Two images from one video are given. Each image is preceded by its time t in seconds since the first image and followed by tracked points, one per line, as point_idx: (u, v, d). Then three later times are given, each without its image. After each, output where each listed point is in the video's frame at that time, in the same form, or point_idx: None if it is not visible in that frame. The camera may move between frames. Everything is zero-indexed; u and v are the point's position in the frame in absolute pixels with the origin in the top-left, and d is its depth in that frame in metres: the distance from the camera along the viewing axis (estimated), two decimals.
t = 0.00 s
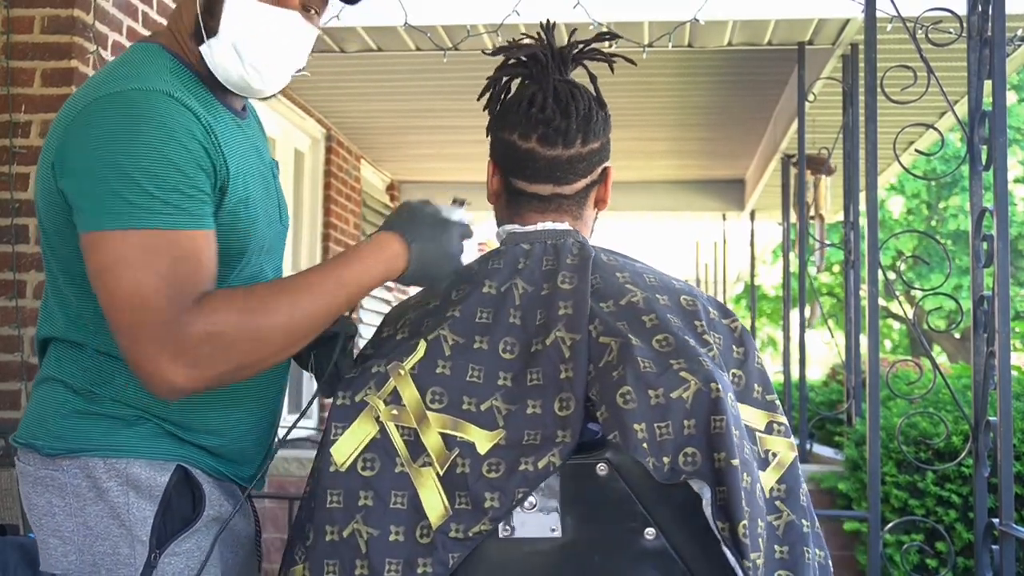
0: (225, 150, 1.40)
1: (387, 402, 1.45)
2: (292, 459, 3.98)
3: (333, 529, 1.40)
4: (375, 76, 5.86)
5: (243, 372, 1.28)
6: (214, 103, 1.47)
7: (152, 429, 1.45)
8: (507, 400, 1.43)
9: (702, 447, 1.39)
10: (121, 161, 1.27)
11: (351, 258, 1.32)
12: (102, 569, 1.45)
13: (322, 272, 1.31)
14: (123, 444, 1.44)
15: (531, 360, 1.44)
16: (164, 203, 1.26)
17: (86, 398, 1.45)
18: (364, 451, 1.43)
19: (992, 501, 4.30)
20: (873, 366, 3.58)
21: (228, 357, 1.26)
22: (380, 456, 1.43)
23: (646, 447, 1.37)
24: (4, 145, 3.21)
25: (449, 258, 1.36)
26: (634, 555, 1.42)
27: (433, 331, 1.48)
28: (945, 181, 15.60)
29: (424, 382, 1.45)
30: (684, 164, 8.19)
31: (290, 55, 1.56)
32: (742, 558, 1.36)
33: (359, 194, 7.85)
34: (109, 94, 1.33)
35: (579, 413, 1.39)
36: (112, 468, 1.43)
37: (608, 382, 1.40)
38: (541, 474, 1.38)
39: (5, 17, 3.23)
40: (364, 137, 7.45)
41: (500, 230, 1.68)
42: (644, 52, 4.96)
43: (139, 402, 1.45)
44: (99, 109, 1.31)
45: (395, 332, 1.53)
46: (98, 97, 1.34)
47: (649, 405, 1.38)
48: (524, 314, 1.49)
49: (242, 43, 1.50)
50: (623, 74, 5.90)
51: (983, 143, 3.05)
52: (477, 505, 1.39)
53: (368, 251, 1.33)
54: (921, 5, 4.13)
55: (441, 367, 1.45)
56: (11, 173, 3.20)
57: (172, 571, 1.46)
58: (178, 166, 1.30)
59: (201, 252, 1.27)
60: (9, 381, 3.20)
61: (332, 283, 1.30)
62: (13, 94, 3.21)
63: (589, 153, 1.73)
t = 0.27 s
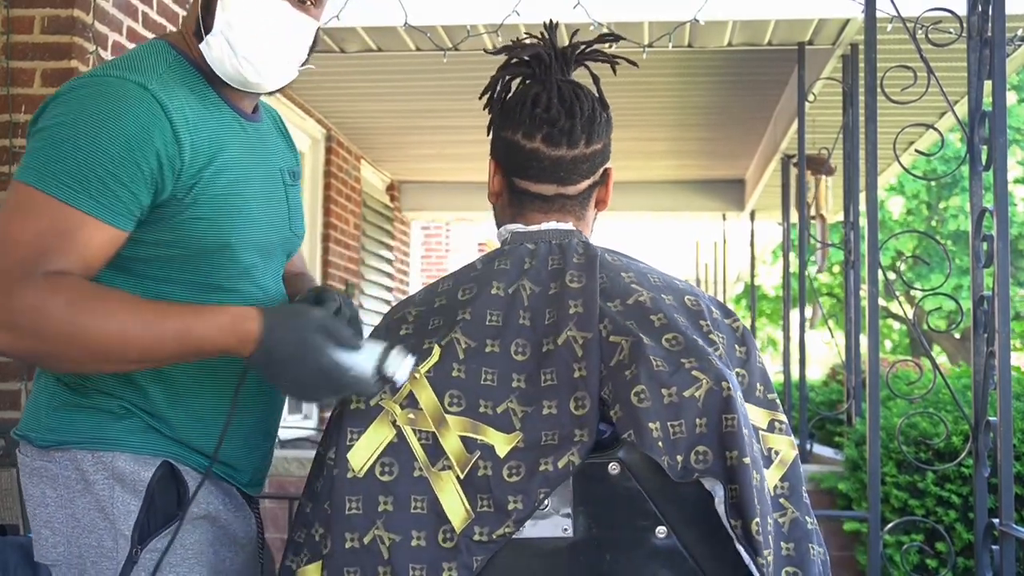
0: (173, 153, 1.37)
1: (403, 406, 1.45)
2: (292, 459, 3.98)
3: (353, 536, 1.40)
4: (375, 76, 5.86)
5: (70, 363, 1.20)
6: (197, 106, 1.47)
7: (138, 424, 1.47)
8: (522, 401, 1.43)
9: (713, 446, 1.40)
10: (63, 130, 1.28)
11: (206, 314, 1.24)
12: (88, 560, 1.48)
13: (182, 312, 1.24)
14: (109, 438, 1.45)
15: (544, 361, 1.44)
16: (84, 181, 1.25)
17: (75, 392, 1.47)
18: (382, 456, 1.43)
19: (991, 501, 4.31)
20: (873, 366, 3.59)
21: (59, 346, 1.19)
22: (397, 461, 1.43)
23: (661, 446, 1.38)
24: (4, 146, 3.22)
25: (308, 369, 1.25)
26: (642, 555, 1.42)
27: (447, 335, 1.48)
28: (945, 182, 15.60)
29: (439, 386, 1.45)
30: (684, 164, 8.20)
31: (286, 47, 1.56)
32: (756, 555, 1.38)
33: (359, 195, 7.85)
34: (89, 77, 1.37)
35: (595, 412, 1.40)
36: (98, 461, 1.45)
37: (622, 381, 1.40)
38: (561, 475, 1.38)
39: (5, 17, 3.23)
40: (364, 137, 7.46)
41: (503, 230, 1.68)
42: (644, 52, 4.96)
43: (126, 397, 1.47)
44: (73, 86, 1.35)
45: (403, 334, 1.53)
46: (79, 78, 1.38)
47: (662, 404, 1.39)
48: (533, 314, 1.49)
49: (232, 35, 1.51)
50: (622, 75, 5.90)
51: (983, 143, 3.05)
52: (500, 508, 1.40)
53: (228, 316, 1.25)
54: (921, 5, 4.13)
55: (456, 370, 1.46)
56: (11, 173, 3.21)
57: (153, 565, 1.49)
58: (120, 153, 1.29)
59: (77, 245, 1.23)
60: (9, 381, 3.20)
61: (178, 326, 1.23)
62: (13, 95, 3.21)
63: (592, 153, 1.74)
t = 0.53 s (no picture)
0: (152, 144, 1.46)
1: (408, 407, 1.45)
2: (292, 459, 3.98)
3: (360, 539, 1.40)
4: (375, 76, 5.86)
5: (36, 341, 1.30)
6: (185, 99, 1.55)
7: (130, 418, 1.52)
8: (527, 402, 1.43)
9: (716, 446, 1.40)
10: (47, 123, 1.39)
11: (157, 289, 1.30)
12: (86, 552, 1.53)
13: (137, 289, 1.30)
14: (102, 432, 1.50)
15: (548, 361, 1.44)
16: (61, 170, 1.36)
17: (73, 391, 1.54)
18: (388, 457, 1.43)
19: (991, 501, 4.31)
20: (873, 366, 3.59)
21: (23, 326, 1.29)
22: (403, 462, 1.43)
23: (665, 446, 1.38)
24: (4, 146, 3.22)
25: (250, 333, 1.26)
26: (644, 555, 1.42)
27: (450, 337, 1.48)
28: (945, 182, 15.60)
29: (444, 387, 1.45)
30: (684, 165, 8.20)
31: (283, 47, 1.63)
32: (759, 556, 1.38)
33: (358, 195, 7.86)
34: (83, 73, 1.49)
35: (600, 412, 1.39)
36: (91, 456, 1.50)
37: (624, 381, 1.40)
38: (568, 473, 1.38)
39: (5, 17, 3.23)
40: (364, 137, 7.46)
41: (503, 230, 1.68)
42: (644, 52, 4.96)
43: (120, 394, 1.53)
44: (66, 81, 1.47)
45: (407, 336, 1.53)
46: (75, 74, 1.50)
47: (666, 404, 1.39)
48: (537, 315, 1.49)
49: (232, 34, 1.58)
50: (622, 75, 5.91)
51: (983, 143, 3.05)
52: (508, 506, 1.40)
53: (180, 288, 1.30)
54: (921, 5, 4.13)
55: (460, 371, 1.45)
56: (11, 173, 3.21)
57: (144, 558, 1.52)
58: (97, 144, 1.39)
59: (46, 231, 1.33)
60: (9, 381, 3.20)
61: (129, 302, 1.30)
62: (13, 95, 3.22)
63: (591, 153, 1.74)
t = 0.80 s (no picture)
0: (166, 143, 1.49)
1: (407, 404, 1.45)
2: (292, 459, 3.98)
3: (357, 533, 1.39)
4: (375, 77, 5.86)
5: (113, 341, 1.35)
6: (187, 100, 1.58)
7: (143, 417, 1.53)
8: (526, 400, 1.43)
9: (716, 446, 1.40)
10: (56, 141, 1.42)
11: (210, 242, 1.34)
12: (109, 550, 1.54)
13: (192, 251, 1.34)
14: (116, 432, 1.51)
15: (548, 360, 1.44)
16: (81, 182, 1.39)
17: (86, 391, 1.55)
18: (386, 454, 1.43)
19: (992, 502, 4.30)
20: (873, 366, 3.58)
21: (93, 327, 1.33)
22: (401, 457, 1.43)
23: (665, 447, 1.37)
24: (4, 146, 3.22)
25: (315, 246, 1.33)
26: (643, 555, 1.42)
27: (449, 335, 1.48)
28: (945, 182, 15.59)
29: (443, 384, 1.45)
30: (684, 165, 8.20)
31: (303, 68, 1.69)
32: (757, 556, 1.38)
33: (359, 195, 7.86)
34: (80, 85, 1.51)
35: (600, 412, 1.39)
36: (105, 454, 1.51)
37: (624, 381, 1.40)
38: (567, 470, 1.38)
39: (6, 18, 3.23)
40: (364, 138, 7.46)
41: (503, 230, 1.68)
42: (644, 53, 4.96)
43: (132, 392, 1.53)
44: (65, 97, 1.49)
45: (406, 335, 1.53)
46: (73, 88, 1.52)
47: (666, 405, 1.39)
48: (537, 314, 1.49)
49: (259, 58, 1.63)
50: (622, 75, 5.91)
51: (983, 143, 3.05)
52: (507, 500, 1.39)
53: (227, 234, 1.34)
54: (921, 5, 4.13)
55: (459, 369, 1.45)
56: (11, 173, 3.21)
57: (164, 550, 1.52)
58: (110, 152, 1.42)
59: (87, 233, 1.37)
60: (9, 381, 3.21)
61: (188, 261, 1.33)
62: (13, 95, 3.22)
63: (593, 154, 1.74)
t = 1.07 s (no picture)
0: (210, 141, 1.44)
1: (405, 402, 1.45)
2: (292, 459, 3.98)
3: (353, 528, 1.40)
4: (375, 77, 5.86)
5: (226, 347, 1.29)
6: (207, 95, 1.52)
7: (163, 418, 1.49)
8: (525, 400, 1.43)
9: (716, 446, 1.41)
10: (103, 148, 1.33)
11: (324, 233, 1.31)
12: (117, 555, 1.49)
13: (303, 245, 1.30)
14: (135, 434, 1.47)
15: (547, 359, 1.44)
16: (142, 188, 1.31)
17: (100, 391, 1.50)
18: (384, 450, 1.43)
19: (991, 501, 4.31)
20: (873, 366, 3.59)
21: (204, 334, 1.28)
22: (399, 453, 1.43)
23: (664, 447, 1.37)
24: (4, 146, 3.22)
25: (427, 235, 1.33)
26: (643, 556, 1.43)
27: (448, 334, 1.48)
28: (945, 182, 15.60)
29: (442, 383, 1.45)
30: (684, 165, 8.20)
31: (315, 79, 1.69)
32: (758, 556, 1.38)
33: (359, 195, 7.86)
34: (103, 86, 1.41)
35: (598, 412, 1.39)
36: (125, 457, 1.47)
37: (624, 382, 1.41)
38: (565, 469, 1.38)
39: (6, 18, 3.23)
40: (364, 138, 7.46)
41: (503, 230, 1.68)
42: (644, 52, 4.96)
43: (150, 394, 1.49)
44: (94, 100, 1.39)
45: (405, 335, 1.53)
46: (92, 90, 1.41)
47: (665, 405, 1.39)
48: (535, 314, 1.49)
49: (286, 77, 1.61)
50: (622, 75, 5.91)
51: (983, 143, 3.05)
52: (505, 498, 1.39)
53: (345, 224, 1.32)
54: (920, 5, 4.13)
55: (459, 368, 1.45)
56: (12, 173, 3.21)
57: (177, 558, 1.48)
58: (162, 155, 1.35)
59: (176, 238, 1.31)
60: (9, 381, 3.20)
61: (307, 254, 1.29)
62: (13, 95, 3.21)
63: (591, 153, 1.74)
